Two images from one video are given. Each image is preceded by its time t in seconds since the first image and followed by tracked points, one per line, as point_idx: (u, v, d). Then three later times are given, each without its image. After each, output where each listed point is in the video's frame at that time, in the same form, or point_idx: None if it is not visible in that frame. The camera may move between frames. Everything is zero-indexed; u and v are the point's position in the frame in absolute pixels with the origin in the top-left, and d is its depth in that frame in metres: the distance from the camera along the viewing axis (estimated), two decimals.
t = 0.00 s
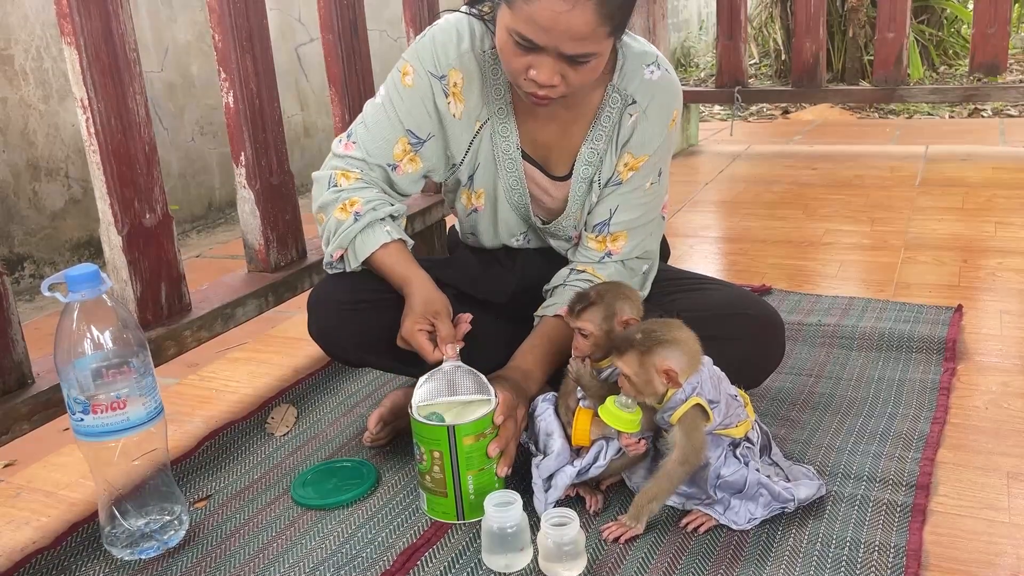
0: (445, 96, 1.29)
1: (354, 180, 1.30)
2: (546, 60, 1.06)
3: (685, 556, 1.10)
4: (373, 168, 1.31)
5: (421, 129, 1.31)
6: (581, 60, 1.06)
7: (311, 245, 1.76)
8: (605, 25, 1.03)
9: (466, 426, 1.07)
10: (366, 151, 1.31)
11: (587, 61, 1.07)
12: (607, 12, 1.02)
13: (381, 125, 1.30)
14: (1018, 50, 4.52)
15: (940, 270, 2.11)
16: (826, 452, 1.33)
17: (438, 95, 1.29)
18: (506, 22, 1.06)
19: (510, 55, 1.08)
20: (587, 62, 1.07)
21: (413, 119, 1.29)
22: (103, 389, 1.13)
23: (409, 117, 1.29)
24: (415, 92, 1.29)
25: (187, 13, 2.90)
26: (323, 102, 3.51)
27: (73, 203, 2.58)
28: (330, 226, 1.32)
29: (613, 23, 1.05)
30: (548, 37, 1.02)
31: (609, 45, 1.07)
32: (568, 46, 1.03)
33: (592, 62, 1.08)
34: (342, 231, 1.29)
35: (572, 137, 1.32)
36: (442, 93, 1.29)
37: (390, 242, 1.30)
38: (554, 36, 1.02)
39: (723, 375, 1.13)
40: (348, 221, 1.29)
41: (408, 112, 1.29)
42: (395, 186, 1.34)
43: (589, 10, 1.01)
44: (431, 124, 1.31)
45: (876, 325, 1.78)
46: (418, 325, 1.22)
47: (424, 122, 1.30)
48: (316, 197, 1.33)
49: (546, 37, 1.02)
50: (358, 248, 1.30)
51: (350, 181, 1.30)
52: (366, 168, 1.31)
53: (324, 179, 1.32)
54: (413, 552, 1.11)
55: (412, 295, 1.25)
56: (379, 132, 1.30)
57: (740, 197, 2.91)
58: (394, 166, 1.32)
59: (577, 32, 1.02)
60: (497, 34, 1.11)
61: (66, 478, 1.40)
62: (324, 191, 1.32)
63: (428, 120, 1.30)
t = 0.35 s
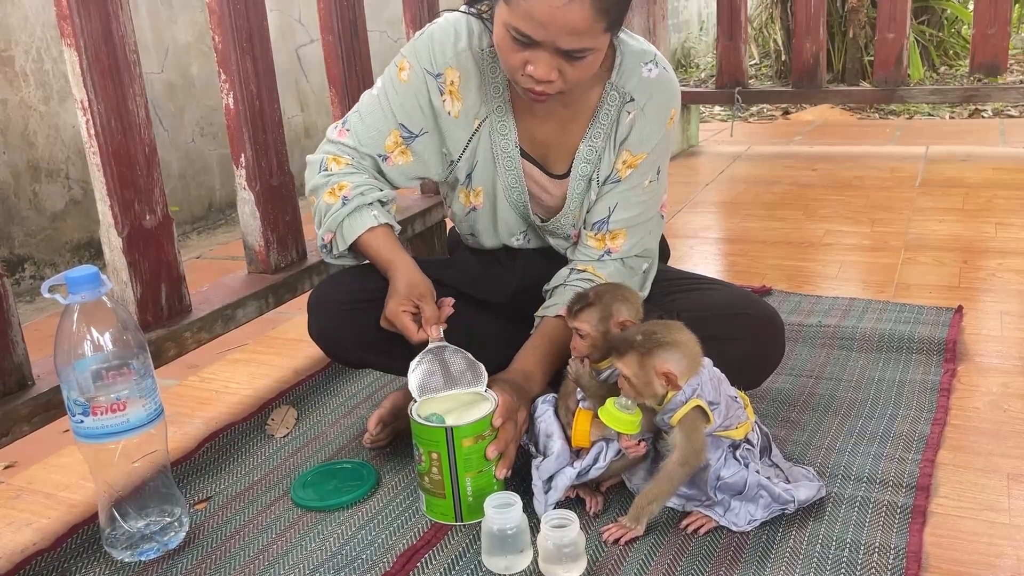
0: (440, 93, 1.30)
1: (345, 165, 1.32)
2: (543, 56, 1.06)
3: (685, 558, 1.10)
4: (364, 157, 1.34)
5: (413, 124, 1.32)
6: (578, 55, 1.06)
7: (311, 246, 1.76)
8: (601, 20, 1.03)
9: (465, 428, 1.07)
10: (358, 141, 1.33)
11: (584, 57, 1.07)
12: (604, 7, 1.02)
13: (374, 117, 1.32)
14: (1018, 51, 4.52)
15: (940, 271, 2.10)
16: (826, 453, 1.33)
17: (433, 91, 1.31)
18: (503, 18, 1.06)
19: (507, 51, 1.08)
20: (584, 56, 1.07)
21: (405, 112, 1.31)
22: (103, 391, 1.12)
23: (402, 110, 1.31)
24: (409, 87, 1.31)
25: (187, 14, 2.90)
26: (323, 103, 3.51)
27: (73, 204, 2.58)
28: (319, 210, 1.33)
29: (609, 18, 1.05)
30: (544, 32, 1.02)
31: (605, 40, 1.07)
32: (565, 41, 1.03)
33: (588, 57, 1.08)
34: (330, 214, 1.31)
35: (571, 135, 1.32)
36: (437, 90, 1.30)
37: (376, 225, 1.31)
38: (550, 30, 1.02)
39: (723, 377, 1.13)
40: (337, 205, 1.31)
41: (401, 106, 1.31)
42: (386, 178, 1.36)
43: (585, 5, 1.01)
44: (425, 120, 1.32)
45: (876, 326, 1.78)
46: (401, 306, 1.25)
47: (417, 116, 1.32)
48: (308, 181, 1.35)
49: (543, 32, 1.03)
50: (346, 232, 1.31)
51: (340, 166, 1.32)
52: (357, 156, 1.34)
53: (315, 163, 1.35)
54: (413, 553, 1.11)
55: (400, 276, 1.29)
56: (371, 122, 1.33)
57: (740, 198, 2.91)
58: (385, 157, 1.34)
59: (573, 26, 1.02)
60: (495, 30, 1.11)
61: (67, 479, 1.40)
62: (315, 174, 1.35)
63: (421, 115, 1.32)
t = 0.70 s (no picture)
0: (435, 92, 1.30)
1: (322, 151, 1.31)
2: (540, 58, 1.06)
3: (685, 559, 1.09)
4: (343, 144, 1.32)
5: (400, 115, 1.31)
6: (575, 57, 1.06)
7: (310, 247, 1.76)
8: (598, 22, 1.03)
9: (464, 429, 1.06)
10: (341, 125, 1.32)
11: (582, 59, 1.07)
12: (600, 9, 1.02)
13: (361, 104, 1.32)
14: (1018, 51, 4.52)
15: (940, 272, 2.10)
16: (826, 454, 1.32)
17: (427, 88, 1.30)
18: (500, 21, 1.06)
19: (505, 54, 1.08)
20: (581, 59, 1.07)
21: (395, 102, 1.31)
22: (103, 392, 1.12)
23: (391, 100, 1.31)
24: (401, 79, 1.30)
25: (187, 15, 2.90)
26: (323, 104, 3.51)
27: (73, 205, 2.58)
28: (283, 187, 1.31)
29: (605, 20, 1.05)
30: (540, 34, 1.02)
31: (602, 43, 1.07)
32: (562, 43, 1.03)
33: (586, 60, 1.08)
34: (296, 194, 1.29)
35: (570, 137, 1.32)
36: (432, 88, 1.30)
37: (333, 221, 1.30)
38: (547, 33, 1.02)
39: (723, 378, 1.12)
40: (304, 186, 1.29)
41: (391, 96, 1.31)
42: (365, 165, 1.35)
43: (581, 7, 1.01)
44: (413, 112, 1.32)
45: (876, 327, 1.78)
46: (379, 307, 1.25)
47: (405, 108, 1.31)
48: (278, 155, 1.33)
49: (539, 35, 1.03)
50: (305, 216, 1.29)
51: (318, 150, 1.31)
52: (335, 143, 1.32)
53: (291, 140, 1.34)
54: (413, 555, 1.11)
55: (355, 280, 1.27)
56: (357, 109, 1.32)
57: (741, 199, 2.91)
58: (365, 145, 1.33)
59: (569, 29, 1.02)
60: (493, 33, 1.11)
61: (66, 481, 1.40)
62: (288, 151, 1.33)
63: (410, 107, 1.31)
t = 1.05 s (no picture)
0: (437, 91, 1.30)
1: (313, 138, 1.30)
2: (542, 63, 1.06)
3: (686, 558, 1.10)
4: (337, 131, 1.31)
5: (397, 106, 1.30)
6: (577, 62, 1.06)
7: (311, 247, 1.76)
8: (600, 27, 1.03)
9: (465, 427, 1.07)
10: (336, 112, 1.31)
11: (584, 64, 1.07)
12: (602, 13, 1.02)
13: (359, 92, 1.31)
14: (1019, 51, 4.52)
15: (941, 272, 2.10)
16: (827, 453, 1.33)
17: (428, 85, 1.30)
18: (502, 27, 1.06)
19: (507, 59, 1.08)
20: (584, 64, 1.07)
21: (393, 94, 1.30)
22: (105, 391, 1.12)
23: (390, 92, 1.30)
24: (402, 71, 1.30)
25: (188, 16, 2.90)
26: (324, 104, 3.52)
27: (75, 205, 2.58)
28: (264, 164, 1.28)
29: (607, 24, 1.05)
30: (542, 39, 1.02)
31: (605, 47, 1.07)
32: (563, 49, 1.03)
33: (588, 64, 1.08)
34: (276, 175, 1.26)
35: (572, 138, 1.32)
36: (434, 86, 1.30)
37: (306, 210, 1.27)
38: (549, 38, 1.02)
39: (724, 377, 1.13)
40: (286, 169, 1.27)
41: (390, 88, 1.30)
42: (357, 152, 1.34)
43: (583, 13, 1.01)
44: (411, 106, 1.31)
45: (877, 326, 1.78)
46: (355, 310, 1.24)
47: (404, 101, 1.30)
48: (265, 134, 1.31)
49: (541, 40, 1.03)
50: (278, 198, 1.26)
51: (309, 137, 1.29)
52: (328, 130, 1.31)
53: (281, 122, 1.31)
54: (415, 553, 1.11)
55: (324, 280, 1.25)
56: (354, 98, 1.31)
57: (741, 198, 2.91)
58: (359, 134, 1.32)
59: (572, 34, 1.01)
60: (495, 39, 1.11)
61: (68, 479, 1.40)
62: (276, 133, 1.31)
63: (408, 100, 1.30)
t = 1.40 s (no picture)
0: (439, 89, 1.29)
1: (314, 133, 1.27)
2: (542, 65, 1.06)
3: (685, 558, 1.09)
4: (337, 124, 1.29)
5: (399, 102, 1.29)
6: (577, 63, 1.06)
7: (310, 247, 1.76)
8: (600, 29, 1.03)
9: (464, 427, 1.07)
10: (338, 105, 1.29)
11: (584, 65, 1.07)
12: (601, 15, 1.02)
13: (360, 86, 1.29)
14: (1019, 51, 4.52)
15: (941, 271, 2.10)
16: (827, 452, 1.32)
17: (430, 82, 1.29)
18: (501, 28, 1.06)
19: (507, 61, 1.08)
20: (584, 65, 1.07)
21: (396, 88, 1.29)
22: (103, 390, 1.11)
23: (393, 86, 1.29)
24: (405, 67, 1.29)
25: (188, 15, 2.90)
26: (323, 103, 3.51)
27: (74, 204, 2.58)
28: (261, 152, 1.24)
29: (607, 25, 1.05)
30: (542, 41, 1.02)
31: (605, 49, 1.07)
32: (563, 50, 1.03)
33: (588, 65, 1.08)
34: (275, 164, 1.22)
35: (573, 138, 1.32)
36: (436, 84, 1.29)
37: (302, 205, 1.23)
38: (549, 41, 1.02)
39: (723, 376, 1.12)
40: (288, 160, 1.23)
41: (393, 82, 1.29)
42: (355, 146, 1.32)
43: (583, 14, 1.01)
44: (413, 102, 1.30)
45: (877, 326, 1.78)
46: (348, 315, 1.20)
47: (406, 96, 1.29)
48: (262, 123, 1.27)
49: (541, 42, 1.02)
50: (275, 188, 1.22)
51: (310, 132, 1.27)
52: (328, 123, 1.29)
53: (281, 114, 1.28)
54: (413, 553, 1.11)
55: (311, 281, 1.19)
56: (356, 90, 1.29)
57: (742, 198, 2.91)
58: (359, 128, 1.30)
59: (572, 35, 1.01)
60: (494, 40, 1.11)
61: (67, 479, 1.40)
62: (274, 122, 1.28)
63: (410, 96, 1.29)
